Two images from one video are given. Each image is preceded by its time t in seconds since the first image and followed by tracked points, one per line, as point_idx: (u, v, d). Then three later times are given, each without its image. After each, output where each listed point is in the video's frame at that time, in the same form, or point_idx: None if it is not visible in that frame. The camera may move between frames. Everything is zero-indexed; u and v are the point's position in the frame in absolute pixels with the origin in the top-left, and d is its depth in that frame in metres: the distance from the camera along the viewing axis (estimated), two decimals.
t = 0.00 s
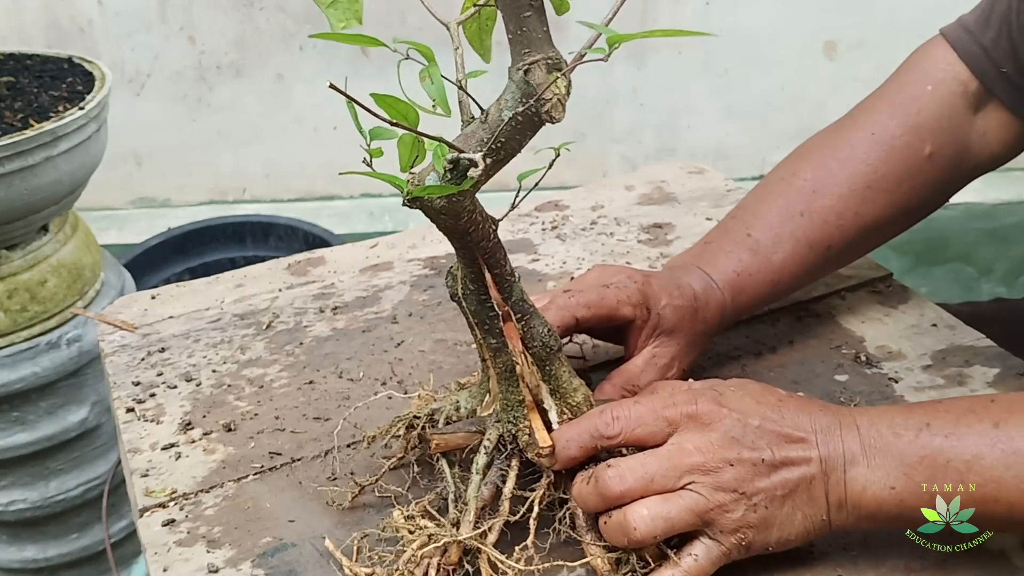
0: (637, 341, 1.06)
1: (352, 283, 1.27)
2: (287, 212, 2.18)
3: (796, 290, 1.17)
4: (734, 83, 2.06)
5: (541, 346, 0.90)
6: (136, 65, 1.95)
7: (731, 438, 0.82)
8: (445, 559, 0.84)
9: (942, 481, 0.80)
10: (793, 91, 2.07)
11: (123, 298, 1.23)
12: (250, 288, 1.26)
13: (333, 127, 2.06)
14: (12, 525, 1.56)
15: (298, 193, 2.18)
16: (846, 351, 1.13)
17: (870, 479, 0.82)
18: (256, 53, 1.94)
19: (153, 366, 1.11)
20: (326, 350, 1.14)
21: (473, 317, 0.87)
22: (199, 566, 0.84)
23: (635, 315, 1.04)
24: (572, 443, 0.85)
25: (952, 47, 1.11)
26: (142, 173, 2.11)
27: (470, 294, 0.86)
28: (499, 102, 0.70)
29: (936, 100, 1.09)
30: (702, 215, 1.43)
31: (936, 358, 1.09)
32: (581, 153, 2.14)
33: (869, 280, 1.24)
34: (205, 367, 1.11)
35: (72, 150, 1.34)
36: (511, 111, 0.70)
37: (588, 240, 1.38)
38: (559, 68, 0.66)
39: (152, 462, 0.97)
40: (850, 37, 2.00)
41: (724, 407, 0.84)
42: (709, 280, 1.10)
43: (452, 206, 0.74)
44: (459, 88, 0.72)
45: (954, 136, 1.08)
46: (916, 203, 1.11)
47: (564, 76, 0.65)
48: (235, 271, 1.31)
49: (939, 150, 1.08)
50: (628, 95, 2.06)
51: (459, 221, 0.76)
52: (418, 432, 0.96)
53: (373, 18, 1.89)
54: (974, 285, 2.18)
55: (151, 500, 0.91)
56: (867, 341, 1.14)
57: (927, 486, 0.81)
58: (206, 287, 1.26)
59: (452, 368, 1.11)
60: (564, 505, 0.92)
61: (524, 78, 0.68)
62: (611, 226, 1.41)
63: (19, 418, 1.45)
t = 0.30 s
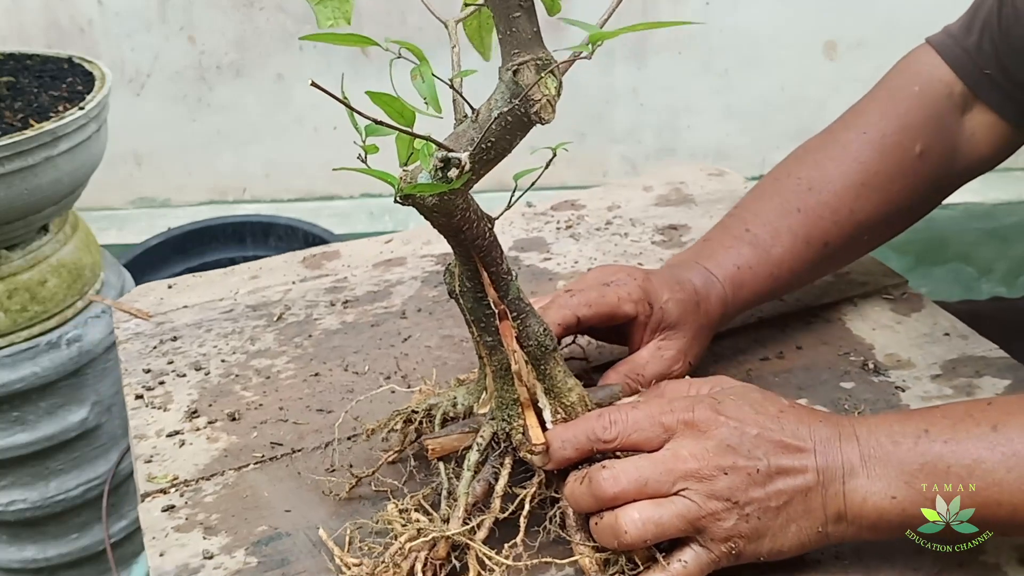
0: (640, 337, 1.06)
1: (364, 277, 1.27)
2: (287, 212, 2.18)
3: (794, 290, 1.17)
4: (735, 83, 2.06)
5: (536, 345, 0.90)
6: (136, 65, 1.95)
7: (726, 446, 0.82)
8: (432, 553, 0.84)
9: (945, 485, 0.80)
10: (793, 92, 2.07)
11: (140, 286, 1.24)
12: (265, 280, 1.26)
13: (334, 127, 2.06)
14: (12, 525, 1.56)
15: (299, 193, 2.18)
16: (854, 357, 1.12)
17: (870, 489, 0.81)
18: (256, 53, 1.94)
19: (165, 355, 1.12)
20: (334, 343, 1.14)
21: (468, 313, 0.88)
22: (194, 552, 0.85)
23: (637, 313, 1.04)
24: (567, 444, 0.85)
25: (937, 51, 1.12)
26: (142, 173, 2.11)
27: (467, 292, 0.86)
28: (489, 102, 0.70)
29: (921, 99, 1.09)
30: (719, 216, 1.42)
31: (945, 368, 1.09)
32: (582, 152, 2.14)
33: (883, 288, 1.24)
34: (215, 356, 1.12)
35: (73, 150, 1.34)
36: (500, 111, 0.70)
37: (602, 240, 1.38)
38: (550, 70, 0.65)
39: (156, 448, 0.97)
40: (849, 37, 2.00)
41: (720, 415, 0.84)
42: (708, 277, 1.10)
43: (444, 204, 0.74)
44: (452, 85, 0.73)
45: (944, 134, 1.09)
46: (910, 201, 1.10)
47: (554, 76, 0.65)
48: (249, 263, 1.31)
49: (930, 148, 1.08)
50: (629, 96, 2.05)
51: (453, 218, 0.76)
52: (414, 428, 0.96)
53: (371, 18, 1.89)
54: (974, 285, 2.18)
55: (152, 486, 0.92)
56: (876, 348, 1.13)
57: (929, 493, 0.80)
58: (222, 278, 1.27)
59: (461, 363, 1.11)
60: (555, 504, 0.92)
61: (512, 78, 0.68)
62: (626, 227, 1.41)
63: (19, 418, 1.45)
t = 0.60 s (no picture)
0: (635, 337, 1.06)
1: (368, 276, 1.27)
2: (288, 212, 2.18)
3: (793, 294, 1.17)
4: (736, 83, 2.06)
5: (536, 345, 0.91)
6: (136, 65, 1.95)
7: (727, 454, 0.82)
8: (432, 556, 0.84)
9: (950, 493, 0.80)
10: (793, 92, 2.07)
11: (144, 283, 1.24)
12: (269, 277, 1.26)
13: (334, 127, 2.06)
14: (13, 524, 1.56)
15: (299, 193, 2.18)
16: (856, 359, 1.12)
17: (872, 501, 0.81)
18: (257, 53, 1.94)
19: (168, 351, 1.12)
20: (337, 341, 1.14)
21: (468, 315, 0.88)
22: (193, 548, 0.85)
23: (633, 313, 1.04)
24: (568, 447, 0.85)
25: (934, 56, 1.12)
26: (142, 173, 2.11)
27: (467, 293, 0.86)
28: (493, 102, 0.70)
29: (918, 105, 1.09)
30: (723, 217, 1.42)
31: (948, 370, 1.09)
32: (583, 152, 2.14)
33: (887, 290, 1.24)
34: (218, 353, 1.12)
35: (73, 149, 1.34)
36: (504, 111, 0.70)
37: (606, 240, 1.38)
38: (554, 70, 0.66)
39: (158, 444, 0.97)
40: (850, 37, 2.00)
41: (724, 423, 0.84)
42: (706, 280, 1.10)
43: (447, 204, 0.74)
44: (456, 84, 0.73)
45: (942, 140, 1.09)
46: (907, 206, 1.10)
47: (559, 75, 0.66)
48: (254, 260, 1.31)
49: (927, 153, 1.09)
50: (630, 95, 2.05)
51: (454, 219, 0.76)
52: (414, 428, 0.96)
53: (372, 18, 1.89)
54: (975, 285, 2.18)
55: (153, 482, 0.92)
56: (879, 351, 1.13)
57: (933, 503, 0.80)
58: (226, 275, 1.27)
59: (464, 361, 1.11)
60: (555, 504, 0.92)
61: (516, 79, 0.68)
62: (630, 227, 1.41)
63: (19, 418, 1.45)
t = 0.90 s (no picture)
0: (652, 326, 1.06)
1: (365, 277, 1.27)
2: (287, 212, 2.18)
3: (809, 268, 1.17)
4: (735, 83, 2.06)
5: (540, 339, 0.90)
6: (136, 65, 1.95)
7: (747, 425, 0.83)
8: (439, 548, 0.84)
9: (965, 469, 0.80)
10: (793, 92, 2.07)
11: (141, 286, 1.24)
12: (265, 279, 1.26)
13: (333, 127, 2.06)
14: (13, 525, 1.56)
15: (299, 193, 2.18)
16: (854, 358, 1.12)
17: (891, 467, 0.82)
18: (257, 53, 1.94)
19: (165, 354, 1.12)
20: (335, 342, 1.14)
21: (473, 306, 0.87)
22: (194, 551, 0.85)
23: (645, 305, 1.04)
24: (587, 435, 0.84)
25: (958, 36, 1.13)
26: (142, 174, 2.11)
27: (472, 285, 0.86)
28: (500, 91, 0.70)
29: (941, 83, 1.11)
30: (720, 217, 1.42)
31: (945, 368, 1.09)
32: (582, 152, 2.14)
33: (884, 288, 1.24)
34: (215, 356, 1.12)
35: (73, 149, 1.34)
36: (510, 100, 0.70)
37: (603, 240, 1.38)
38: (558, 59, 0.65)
39: (156, 448, 0.97)
40: (849, 37, 2.00)
41: (739, 395, 0.85)
42: (728, 249, 1.10)
43: (451, 194, 0.74)
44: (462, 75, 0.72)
45: (963, 119, 1.10)
46: (926, 184, 1.11)
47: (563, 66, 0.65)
48: (251, 262, 1.31)
49: (948, 131, 1.10)
50: (629, 95, 2.06)
51: (459, 210, 0.76)
52: (421, 421, 0.96)
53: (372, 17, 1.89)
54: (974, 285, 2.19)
55: (153, 486, 0.92)
56: (877, 349, 1.13)
57: (951, 472, 0.81)
58: (222, 277, 1.27)
59: (461, 362, 1.11)
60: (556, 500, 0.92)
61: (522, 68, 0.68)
62: (627, 227, 1.41)
63: (19, 418, 1.45)
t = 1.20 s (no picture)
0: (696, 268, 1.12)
1: (361, 278, 1.27)
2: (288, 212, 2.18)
3: (852, 245, 1.19)
4: (735, 83, 2.06)
5: (547, 339, 0.91)
6: (136, 65, 1.95)
7: (772, 401, 0.83)
8: (442, 547, 0.84)
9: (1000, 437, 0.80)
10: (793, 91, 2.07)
11: (136, 289, 1.24)
12: (261, 281, 1.26)
13: (334, 127, 2.06)
14: (13, 525, 1.56)
15: (299, 193, 2.18)
16: (851, 355, 1.12)
17: (924, 437, 0.82)
18: (257, 53, 1.94)
19: (162, 357, 1.12)
20: (333, 344, 1.14)
21: (482, 307, 0.88)
22: (195, 555, 0.85)
23: (686, 246, 1.10)
24: (611, 418, 0.86)
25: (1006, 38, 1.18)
26: (142, 173, 2.11)
27: (481, 285, 0.86)
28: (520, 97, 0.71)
29: (989, 74, 1.14)
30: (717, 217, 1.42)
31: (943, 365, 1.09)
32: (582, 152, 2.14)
33: (880, 286, 1.24)
34: (212, 359, 1.12)
35: (73, 149, 1.34)
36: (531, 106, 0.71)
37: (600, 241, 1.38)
38: (583, 67, 0.67)
39: (155, 451, 0.97)
40: (849, 37, 2.00)
41: (766, 369, 0.86)
42: (776, 214, 1.14)
43: (468, 197, 0.74)
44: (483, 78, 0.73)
45: (1010, 111, 1.14)
46: (972, 169, 1.14)
47: (589, 75, 0.66)
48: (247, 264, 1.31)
49: (994, 119, 1.13)
50: (629, 95, 2.06)
51: (474, 212, 0.76)
52: (423, 417, 0.98)
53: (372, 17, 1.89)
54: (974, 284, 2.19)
55: (152, 489, 0.92)
56: (875, 346, 1.13)
57: (986, 441, 0.81)
58: (219, 279, 1.27)
59: (459, 363, 1.11)
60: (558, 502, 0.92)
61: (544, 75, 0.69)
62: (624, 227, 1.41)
63: (19, 418, 1.45)
